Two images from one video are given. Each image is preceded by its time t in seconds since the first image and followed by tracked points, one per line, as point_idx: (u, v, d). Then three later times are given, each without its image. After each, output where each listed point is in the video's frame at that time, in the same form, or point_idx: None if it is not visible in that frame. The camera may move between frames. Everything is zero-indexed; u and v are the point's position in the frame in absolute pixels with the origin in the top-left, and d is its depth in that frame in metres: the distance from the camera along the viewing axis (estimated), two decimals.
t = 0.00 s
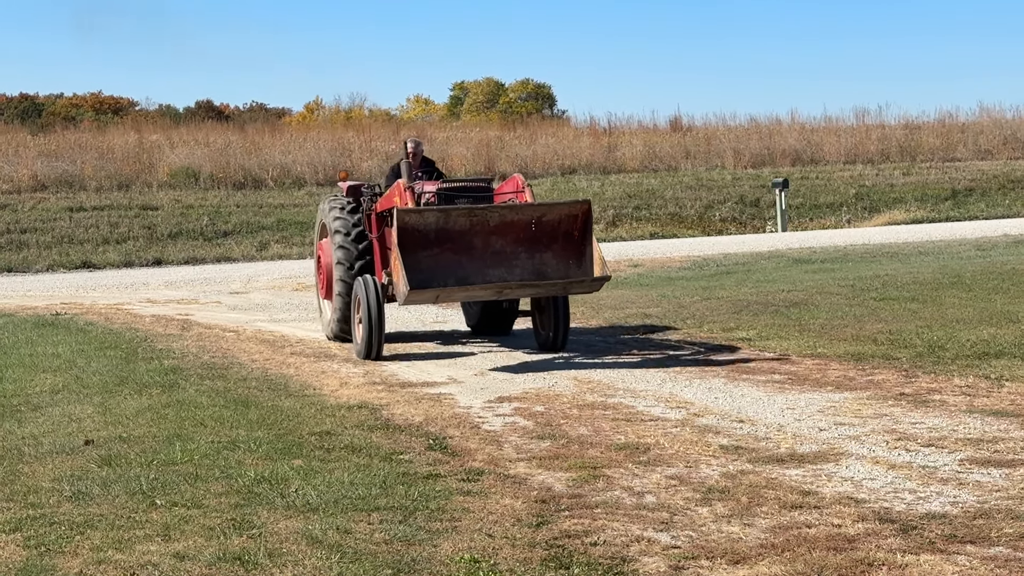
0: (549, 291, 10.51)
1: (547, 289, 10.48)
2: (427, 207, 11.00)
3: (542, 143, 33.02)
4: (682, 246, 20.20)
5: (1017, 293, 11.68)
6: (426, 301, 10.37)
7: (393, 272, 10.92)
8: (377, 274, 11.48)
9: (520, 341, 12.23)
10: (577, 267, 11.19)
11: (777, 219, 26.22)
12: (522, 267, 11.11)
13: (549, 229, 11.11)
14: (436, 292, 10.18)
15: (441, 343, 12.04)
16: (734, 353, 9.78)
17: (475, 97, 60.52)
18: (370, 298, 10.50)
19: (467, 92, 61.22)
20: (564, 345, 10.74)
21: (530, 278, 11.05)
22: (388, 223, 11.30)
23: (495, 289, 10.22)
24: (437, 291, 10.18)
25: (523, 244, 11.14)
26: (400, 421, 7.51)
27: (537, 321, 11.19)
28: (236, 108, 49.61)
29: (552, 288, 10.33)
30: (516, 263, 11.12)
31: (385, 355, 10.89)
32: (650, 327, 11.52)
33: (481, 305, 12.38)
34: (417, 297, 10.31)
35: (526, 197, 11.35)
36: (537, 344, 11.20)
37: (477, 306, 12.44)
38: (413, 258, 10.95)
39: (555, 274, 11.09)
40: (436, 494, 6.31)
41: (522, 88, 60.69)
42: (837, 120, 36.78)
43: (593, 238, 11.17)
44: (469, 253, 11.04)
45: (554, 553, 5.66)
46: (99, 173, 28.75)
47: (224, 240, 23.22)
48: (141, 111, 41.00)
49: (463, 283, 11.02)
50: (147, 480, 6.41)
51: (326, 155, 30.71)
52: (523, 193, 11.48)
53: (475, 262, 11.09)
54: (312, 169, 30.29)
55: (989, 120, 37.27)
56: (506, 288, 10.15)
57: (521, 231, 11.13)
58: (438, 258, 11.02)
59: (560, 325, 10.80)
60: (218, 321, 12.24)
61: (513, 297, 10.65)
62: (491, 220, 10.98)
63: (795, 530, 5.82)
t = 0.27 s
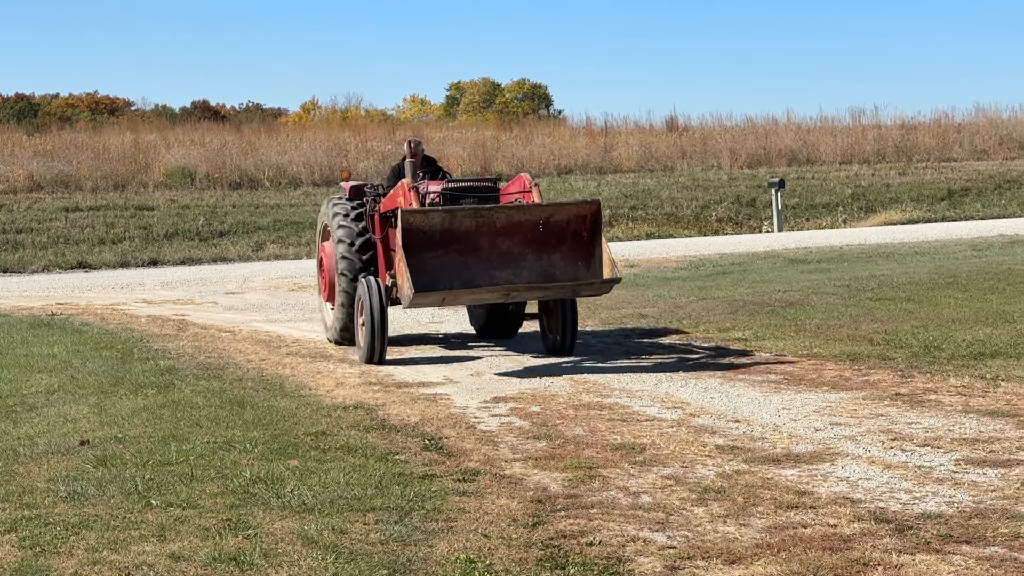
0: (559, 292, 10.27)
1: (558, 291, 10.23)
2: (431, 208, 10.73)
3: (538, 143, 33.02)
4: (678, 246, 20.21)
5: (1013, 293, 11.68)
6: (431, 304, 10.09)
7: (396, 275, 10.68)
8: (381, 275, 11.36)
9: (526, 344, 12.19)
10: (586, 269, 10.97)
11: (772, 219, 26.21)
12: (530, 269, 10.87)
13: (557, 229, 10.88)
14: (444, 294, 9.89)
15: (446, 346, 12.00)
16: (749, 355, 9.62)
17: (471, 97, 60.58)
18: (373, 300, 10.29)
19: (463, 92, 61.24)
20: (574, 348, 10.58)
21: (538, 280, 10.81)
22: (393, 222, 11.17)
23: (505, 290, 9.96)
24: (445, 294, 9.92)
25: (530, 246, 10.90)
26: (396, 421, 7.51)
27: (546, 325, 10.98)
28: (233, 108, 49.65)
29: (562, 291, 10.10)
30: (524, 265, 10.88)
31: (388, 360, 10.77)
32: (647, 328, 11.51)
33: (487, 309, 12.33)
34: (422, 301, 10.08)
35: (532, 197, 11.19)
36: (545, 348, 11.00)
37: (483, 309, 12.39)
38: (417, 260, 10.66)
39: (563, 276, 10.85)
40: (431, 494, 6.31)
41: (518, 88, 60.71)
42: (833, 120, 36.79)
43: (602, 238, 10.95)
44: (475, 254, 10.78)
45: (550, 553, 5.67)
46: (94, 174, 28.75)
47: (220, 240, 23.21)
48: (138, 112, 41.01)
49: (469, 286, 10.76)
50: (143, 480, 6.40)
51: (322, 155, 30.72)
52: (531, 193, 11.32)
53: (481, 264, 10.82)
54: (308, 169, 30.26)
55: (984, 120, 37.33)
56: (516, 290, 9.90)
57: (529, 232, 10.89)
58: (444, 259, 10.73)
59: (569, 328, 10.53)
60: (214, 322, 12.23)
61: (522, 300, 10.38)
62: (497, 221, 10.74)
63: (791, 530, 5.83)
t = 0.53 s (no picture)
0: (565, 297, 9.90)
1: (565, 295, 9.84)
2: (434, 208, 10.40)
3: (531, 143, 33.02)
4: (671, 246, 20.22)
5: (1006, 293, 11.70)
6: (435, 309, 9.73)
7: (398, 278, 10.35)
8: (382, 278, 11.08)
9: (531, 347, 12.09)
10: (596, 271, 10.58)
11: (766, 219, 26.20)
12: (537, 271, 10.51)
13: (565, 230, 10.50)
14: (447, 298, 9.54)
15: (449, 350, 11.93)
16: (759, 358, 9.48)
17: (465, 97, 60.59)
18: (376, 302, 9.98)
19: (457, 93, 61.23)
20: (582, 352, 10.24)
21: (545, 283, 10.44)
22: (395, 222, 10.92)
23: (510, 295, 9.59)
24: (448, 297, 9.57)
25: (537, 247, 10.54)
26: (389, 421, 7.50)
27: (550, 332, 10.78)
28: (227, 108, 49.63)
29: (568, 294, 9.73)
30: (530, 267, 10.52)
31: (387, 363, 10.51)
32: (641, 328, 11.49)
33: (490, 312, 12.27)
34: (425, 305, 9.72)
35: (538, 197, 10.92)
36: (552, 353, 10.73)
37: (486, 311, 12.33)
38: (420, 263, 10.34)
39: (571, 279, 10.48)
40: (424, 495, 6.31)
41: (513, 89, 60.70)
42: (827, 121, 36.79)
43: (611, 240, 10.55)
44: (480, 257, 10.43)
45: (542, 553, 5.70)
46: (87, 173, 28.72)
47: (213, 240, 23.19)
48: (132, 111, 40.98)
49: (473, 289, 10.41)
50: (136, 480, 6.40)
51: (316, 154, 30.74)
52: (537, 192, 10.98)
53: (486, 267, 10.48)
54: (301, 168, 30.25)
55: (978, 120, 37.39)
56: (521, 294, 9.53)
57: (535, 233, 10.53)
58: (448, 262, 10.40)
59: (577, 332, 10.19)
60: (208, 322, 12.20)
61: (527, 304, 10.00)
62: (503, 221, 10.38)
63: (784, 530, 5.85)
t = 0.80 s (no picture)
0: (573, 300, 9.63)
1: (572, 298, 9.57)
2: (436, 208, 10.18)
3: (522, 143, 33.03)
4: (661, 246, 20.24)
5: (994, 292, 11.72)
6: (438, 311, 9.45)
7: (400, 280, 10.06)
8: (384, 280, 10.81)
9: (538, 351, 11.90)
10: (603, 273, 10.32)
11: (756, 219, 26.22)
12: (543, 273, 10.24)
13: (572, 231, 10.24)
14: (448, 301, 9.29)
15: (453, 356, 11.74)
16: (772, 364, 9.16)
17: (454, 97, 60.57)
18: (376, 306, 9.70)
19: (447, 93, 61.21)
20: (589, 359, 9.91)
21: (551, 285, 10.18)
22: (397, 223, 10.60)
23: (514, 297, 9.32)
24: (451, 300, 9.30)
25: (544, 248, 10.28)
26: (379, 421, 7.50)
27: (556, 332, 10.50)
28: (220, 108, 49.64)
29: (576, 297, 9.46)
30: (536, 269, 10.25)
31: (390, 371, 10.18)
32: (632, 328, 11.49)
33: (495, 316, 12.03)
34: (427, 308, 9.40)
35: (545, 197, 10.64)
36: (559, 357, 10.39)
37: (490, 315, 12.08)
38: (421, 264, 10.13)
39: (578, 282, 10.21)
40: (414, 494, 6.32)
41: (504, 88, 60.75)
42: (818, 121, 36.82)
43: (620, 241, 10.28)
44: (484, 258, 10.17)
45: (531, 554, 5.72)
46: (77, 173, 28.68)
47: (203, 240, 23.17)
48: (123, 111, 40.95)
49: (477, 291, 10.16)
50: (125, 481, 6.40)
51: (306, 155, 30.77)
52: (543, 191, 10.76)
53: (491, 269, 10.21)
54: (291, 169, 30.29)
55: (968, 120, 37.49)
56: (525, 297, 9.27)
57: (542, 234, 10.27)
58: (450, 263, 10.16)
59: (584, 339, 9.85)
60: (198, 322, 12.18)
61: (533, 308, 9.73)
62: (508, 221, 10.11)
63: (774, 530, 5.87)
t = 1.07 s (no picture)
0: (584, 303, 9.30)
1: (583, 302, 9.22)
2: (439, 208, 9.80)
3: (509, 143, 33.02)
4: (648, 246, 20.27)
5: (980, 292, 11.76)
6: (442, 315, 9.14)
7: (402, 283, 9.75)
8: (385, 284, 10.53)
9: (543, 357, 11.70)
10: (614, 276, 9.98)
11: (743, 219, 26.25)
12: (551, 276, 9.89)
13: (581, 232, 9.89)
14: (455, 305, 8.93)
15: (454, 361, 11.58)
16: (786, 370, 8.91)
17: (446, 99, 60.41)
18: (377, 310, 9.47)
19: (440, 95, 61.11)
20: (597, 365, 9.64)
21: (560, 289, 9.83)
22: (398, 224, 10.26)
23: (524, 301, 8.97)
24: (456, 304, 9.03)
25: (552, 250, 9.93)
26: (365, 421, 7.50)
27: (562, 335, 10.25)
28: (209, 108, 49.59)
29: (589, 300, 9.13)
30: (544, 271, 9.90)
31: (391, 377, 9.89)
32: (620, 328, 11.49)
33: (499, 321, 11.82)
34: (431, 313, 9.11)
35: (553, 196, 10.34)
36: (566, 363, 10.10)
37: (494, 321, 11.86)
38: (424, 266, 9.73)
39: (587, 285, 9.87)
40: (400, 495, 6.32)
41: (491, 89, 60.83)
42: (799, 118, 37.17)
43: (631, 243, 9.96)
44: (490, 260, 9.81)
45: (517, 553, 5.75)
46: (63, 173, 28.60)
47: (190, 240, 23.13)
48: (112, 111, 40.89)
49: (483, 295, 9.79)
50: (111, 481, 6.39)
51: (292, 154, 30.81)
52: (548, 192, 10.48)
53: (497, 271, 9.85)
54: (278, 168, 30.31)
55: (954, 121, 37.62)
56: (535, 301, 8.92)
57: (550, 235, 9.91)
58: (455, 266, 9.78)
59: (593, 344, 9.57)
60: (186, 321, 12.14)
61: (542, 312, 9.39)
62: (515, 222, 9.75)
63: (758, 529, 5.90)
